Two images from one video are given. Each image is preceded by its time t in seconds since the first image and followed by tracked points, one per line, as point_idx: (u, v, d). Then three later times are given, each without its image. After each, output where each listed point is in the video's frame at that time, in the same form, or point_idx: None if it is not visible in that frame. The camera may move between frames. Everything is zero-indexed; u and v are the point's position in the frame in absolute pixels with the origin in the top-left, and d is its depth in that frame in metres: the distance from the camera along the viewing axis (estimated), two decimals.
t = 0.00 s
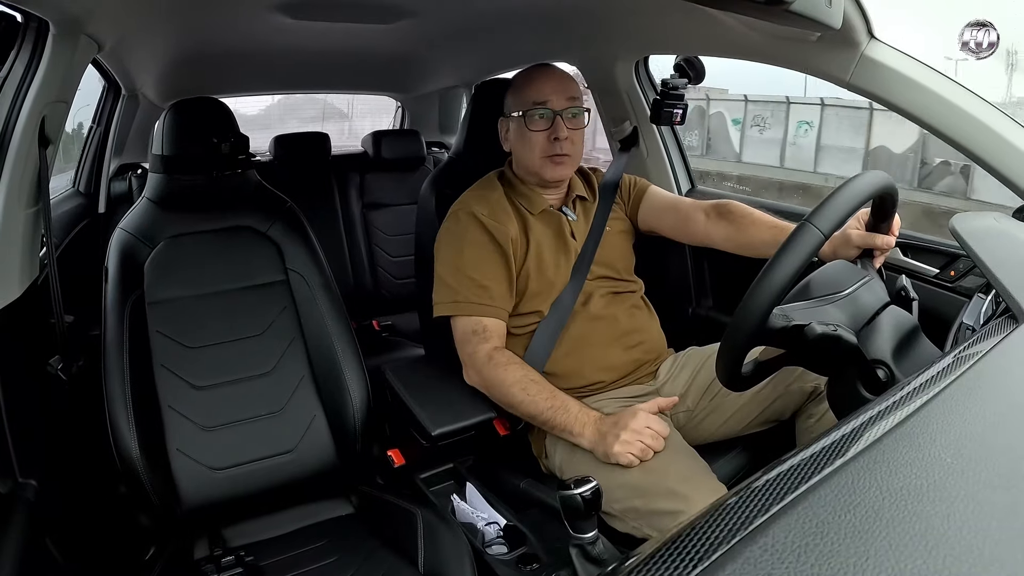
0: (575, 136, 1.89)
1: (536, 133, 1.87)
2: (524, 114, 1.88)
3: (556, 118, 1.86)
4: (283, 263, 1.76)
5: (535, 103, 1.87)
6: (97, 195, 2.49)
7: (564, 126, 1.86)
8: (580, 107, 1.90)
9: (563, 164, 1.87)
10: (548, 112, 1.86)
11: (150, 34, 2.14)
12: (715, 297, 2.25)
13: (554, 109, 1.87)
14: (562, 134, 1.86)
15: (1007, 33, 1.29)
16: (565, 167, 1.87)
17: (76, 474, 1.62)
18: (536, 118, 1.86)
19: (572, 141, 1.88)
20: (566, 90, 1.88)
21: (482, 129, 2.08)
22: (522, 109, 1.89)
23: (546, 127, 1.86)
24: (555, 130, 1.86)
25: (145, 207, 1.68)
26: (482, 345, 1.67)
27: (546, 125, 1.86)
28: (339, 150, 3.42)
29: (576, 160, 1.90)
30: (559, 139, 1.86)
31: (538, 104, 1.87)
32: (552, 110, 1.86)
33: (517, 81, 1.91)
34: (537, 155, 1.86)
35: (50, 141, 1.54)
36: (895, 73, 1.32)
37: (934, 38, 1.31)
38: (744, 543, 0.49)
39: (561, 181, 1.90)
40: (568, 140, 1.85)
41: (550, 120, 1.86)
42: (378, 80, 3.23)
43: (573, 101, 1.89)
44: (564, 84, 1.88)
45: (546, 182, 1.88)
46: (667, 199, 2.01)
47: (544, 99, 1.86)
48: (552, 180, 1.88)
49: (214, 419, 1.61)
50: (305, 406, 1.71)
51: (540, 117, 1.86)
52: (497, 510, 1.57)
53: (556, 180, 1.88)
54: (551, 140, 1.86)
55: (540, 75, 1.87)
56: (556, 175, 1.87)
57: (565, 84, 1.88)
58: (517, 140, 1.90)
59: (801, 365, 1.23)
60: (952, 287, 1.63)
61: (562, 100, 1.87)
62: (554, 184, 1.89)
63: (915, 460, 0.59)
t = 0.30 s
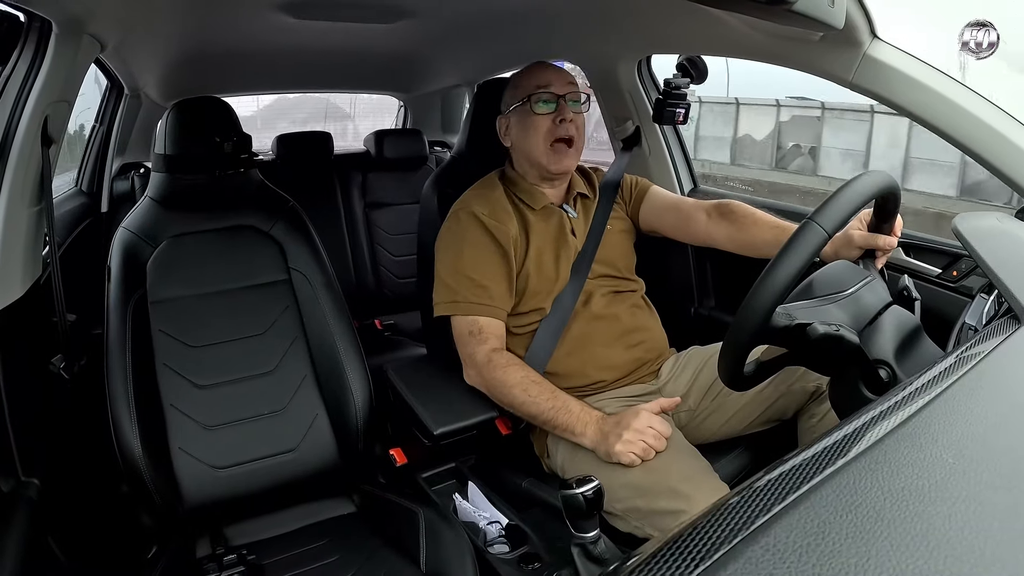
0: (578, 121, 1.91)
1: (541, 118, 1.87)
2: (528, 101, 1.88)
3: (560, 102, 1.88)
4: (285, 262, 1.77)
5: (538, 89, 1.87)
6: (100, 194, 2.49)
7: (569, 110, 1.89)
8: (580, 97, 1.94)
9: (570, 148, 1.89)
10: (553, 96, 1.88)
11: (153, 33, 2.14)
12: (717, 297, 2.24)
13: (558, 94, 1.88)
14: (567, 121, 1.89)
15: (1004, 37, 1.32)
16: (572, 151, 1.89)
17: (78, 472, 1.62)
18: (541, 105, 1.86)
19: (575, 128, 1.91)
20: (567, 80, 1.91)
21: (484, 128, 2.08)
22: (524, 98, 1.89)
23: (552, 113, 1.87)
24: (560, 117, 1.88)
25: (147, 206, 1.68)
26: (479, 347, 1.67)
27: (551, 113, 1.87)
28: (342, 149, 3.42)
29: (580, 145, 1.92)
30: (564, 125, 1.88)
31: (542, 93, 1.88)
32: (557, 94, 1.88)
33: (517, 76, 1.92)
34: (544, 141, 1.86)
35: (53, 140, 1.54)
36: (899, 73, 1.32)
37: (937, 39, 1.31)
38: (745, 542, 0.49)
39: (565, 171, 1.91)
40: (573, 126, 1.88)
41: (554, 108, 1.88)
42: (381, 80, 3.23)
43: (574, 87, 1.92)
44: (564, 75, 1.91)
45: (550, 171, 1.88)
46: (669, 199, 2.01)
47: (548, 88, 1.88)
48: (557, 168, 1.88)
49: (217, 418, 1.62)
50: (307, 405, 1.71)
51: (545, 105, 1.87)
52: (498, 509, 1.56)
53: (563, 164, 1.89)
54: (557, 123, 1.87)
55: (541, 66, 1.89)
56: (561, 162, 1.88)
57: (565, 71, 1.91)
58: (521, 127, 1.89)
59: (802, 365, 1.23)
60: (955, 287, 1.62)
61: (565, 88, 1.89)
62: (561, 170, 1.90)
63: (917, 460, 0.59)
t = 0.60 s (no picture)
0: (574, 152, 1.86)
1: (535, 142, 1.86)
2: (529, 120, 1.87)
3: (556, 131, 1.84)
4: (288, 260, 1.77)
5: (538, 111, 1.85)
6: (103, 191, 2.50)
7: (562, 141, 1.84)
8: (586, 125, 1.85)
9: (554, 179, 1.85)
10: (550, 123, 1.84)
11: (157, 31, 2.14)
12: (720, 299, 2.24)
13: (557, 121, 1.84)
14: (559, 150, 1.84)
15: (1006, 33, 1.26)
16: (556, 182, 1.85)
17: (80, 468, 1.62)
18: (535, 126, 1.85)
19: (569, 158, 1.85)
20: (572, 105, 1.84)
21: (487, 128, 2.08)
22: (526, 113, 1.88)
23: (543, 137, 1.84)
24: (552, 143, 1.84)
25: (151, 203, 1.68)
26: (480, 348, 1.67)
27: (544, 137, 1.85)
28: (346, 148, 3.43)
29: (571, 176, 1.87)
30: (553, 155, 1.84)
31: (541, 113, 1.85)
32: (555, 122, 1.84)
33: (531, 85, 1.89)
34: (530, 164, 1.86)
35: (57, 137, 1.54)
36: (903, 75, 1.33)
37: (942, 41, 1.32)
38: (746, 545, 0.49)
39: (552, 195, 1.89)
40: (561, 158, 1.83)
41: (549, 131, 1.84)
42: (385, 79, 3.23)
43: (580, 117, 1.85)
44: (572, 98, 1.83)
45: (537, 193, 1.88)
46: (673, 200, 2.00)
47: (547, 110, 1.84)
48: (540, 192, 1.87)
49: (218, 416, 1.62)
50: (308, 404, 1.71)
51: (540, 127, 1.85)
52: (499, 510, 1.57)
53: (546, 191, 1.87)
54: (546, 152, 1.84)
55: (550, 83, 1.84)
56: (546, 188, 1.86)
57: (574, 98, 1.84)
58: (519, 143, 1.90)
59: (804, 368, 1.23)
60: (958, 291, 1.62)
61: (566, 115, 1.83)
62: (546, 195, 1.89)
63: (919, 464, 0.58)
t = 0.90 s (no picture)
0: (562, 132, 1.87)
1: (523, 127, 1.88)
2: (513, 108, 1.89)
3: (541, 111, 1.85)
4: (287, 261, 1.77)
5: (521, 98, 1.87)
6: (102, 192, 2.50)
7: (548, 120, 1.85)
8: (569, 102, 1.87)
9: (548, 160, 1.85)
10: (535, 105, 1.86)
11: (157, 32, 2.15)
12: (719, 298, 2.24)
13: (541, 102, 1.86)
14: (546, 129, 1.85)
15: (1005, 37, 1.29)
16: (550, 163, 1.85)
17: (79, 469, 1.62)
18: (521, 112, 1.87)
19: (557, 135, 1.86)
20: (554, 85, 1.86)
21: (486, 129, 2.08)
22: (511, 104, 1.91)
23: (530, 120, 1.86)
24: (538, 124, 1.85)
25: (149, 204, 1.68)
26: (479, 345, 1.67)
27: (530, 120, 1.86)
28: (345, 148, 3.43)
29: (563, 156, 1.88)
30: (541, 134, 1.85)
31: (524, 99, 1.87)
32: (539, 103, 1.86)
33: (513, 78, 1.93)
34: (521, 149, 1.87)
35: (56, 139, 1.54)
36: (901, 75, 1.33)
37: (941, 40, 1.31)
38: (746, 545, 0.49)
39: (549, 178, 1.88)
40: (549, 135, 1.84)
41: (535, 114, 1.86)
42: (384, 79, 3.23)
43: (562, 95, 1.87)
44: (552, 78, 1.86)
45: (532, 179, 1.88)
46: (671, 200, 2.00)
47: (530, 93, 1.86)
48: (536, 176, 1.87)
49: (217, 416, 1.62)
50: (307, 404, 1.71)
51: (525, 111, 1.87)
52: (498, 509, 1.57)
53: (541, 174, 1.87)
54: (535, 133, 1.86)
55: (528, 70, 1.88)
56: (540, 171, 1.86)
57: (555, 78, 1.86)
58: (508, 134, 1.92)
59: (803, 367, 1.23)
60: (956, 290, 1.62)
61: (548, 95, 1.85)
62: (541, 180, 1.88)
63: (918, 463, 0.59)
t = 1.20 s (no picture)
0: (563, 132, 1.87)
1: (523, 128, 1.89)
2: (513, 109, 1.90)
3: (541, 112, 1.86)
4: (287, 264, 1.77)
5: (522, 99, 1.88)
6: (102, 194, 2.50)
7: (548, 120, 1.85)
8: (569, 102, 1.87)
9: (546, 160, 1.86)
10: (535, 106, 1.86)
11: (157, 34, 2.15)
12: (719, 302, 2.24)
13: (541, 104, 1.86)
14: (546, 129, 1.85)
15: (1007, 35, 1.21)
16: (547, 163, 1.86)
17: (78, 471, 1.62)
18: (521, 113, 1.87)
19: (557, 136, 1.86)
20: (554, 86, 1.86)
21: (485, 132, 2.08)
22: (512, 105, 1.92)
23: (531, 121, 1.86)
24: (538, 124, 1.85)
25: (149, 206, 1.68)
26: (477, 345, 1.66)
27: (531, 121, 1.87)
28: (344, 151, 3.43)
29: (563, 158, 1.88)
30: (541, 135, 1.85)
31: (525, 100, 1.88)
32: (540, 104, 1.86)
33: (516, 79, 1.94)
34: (521, 150, 1.87)
35: (56, 141, 1.54)
36: (901, 77, 1.34)
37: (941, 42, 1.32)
38: (746, 548, 0.49)
39: (549, 179, 1.89)
40: (549, 136, 1.84)
41: (536, 115, 1.86)
42: (383, 82, 3.24)
43: (563, 97, 1.87)
44: (552, 79, 1.86)
45: (533, 181, 1.89)
46: (670, 203, 2.00)
47: (531, 95, 1.87)
48: (537, 177, 1.88)
49: (216, 419, 1.61)
50: (306, 408, 1.70)
51: (526, 113, 1.87)
52: (498, 512, 1.57)
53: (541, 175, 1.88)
54: (535, 134, 1.86)
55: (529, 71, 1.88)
56: (540, 173, 1.87)
57: (556, 80, 1.87)
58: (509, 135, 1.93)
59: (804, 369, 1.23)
60: (956, 293, 1.62)
61: (548, 95, 1.85)
62: (539, 181, 1.89)
63: (918, 466, 0.58)
